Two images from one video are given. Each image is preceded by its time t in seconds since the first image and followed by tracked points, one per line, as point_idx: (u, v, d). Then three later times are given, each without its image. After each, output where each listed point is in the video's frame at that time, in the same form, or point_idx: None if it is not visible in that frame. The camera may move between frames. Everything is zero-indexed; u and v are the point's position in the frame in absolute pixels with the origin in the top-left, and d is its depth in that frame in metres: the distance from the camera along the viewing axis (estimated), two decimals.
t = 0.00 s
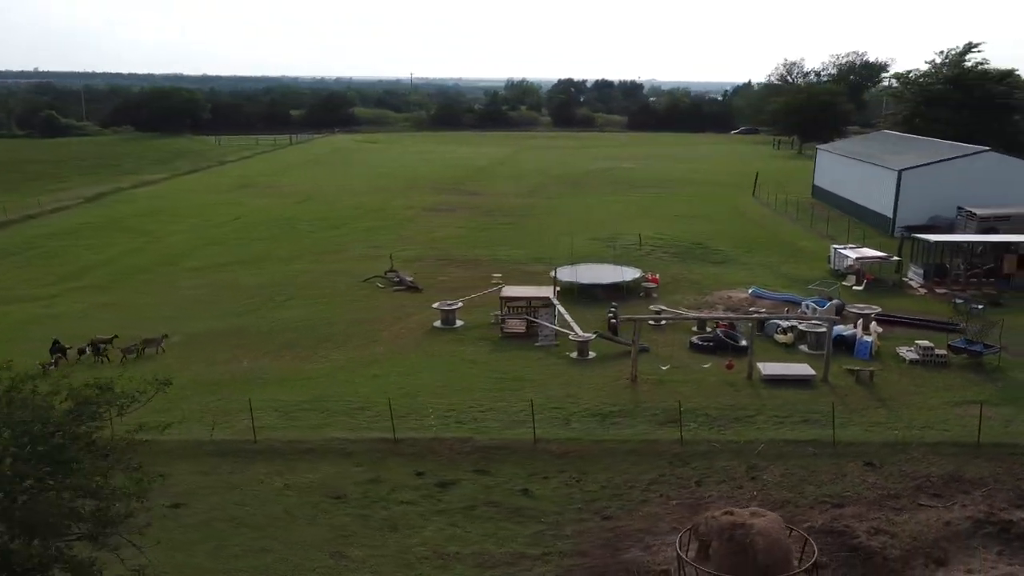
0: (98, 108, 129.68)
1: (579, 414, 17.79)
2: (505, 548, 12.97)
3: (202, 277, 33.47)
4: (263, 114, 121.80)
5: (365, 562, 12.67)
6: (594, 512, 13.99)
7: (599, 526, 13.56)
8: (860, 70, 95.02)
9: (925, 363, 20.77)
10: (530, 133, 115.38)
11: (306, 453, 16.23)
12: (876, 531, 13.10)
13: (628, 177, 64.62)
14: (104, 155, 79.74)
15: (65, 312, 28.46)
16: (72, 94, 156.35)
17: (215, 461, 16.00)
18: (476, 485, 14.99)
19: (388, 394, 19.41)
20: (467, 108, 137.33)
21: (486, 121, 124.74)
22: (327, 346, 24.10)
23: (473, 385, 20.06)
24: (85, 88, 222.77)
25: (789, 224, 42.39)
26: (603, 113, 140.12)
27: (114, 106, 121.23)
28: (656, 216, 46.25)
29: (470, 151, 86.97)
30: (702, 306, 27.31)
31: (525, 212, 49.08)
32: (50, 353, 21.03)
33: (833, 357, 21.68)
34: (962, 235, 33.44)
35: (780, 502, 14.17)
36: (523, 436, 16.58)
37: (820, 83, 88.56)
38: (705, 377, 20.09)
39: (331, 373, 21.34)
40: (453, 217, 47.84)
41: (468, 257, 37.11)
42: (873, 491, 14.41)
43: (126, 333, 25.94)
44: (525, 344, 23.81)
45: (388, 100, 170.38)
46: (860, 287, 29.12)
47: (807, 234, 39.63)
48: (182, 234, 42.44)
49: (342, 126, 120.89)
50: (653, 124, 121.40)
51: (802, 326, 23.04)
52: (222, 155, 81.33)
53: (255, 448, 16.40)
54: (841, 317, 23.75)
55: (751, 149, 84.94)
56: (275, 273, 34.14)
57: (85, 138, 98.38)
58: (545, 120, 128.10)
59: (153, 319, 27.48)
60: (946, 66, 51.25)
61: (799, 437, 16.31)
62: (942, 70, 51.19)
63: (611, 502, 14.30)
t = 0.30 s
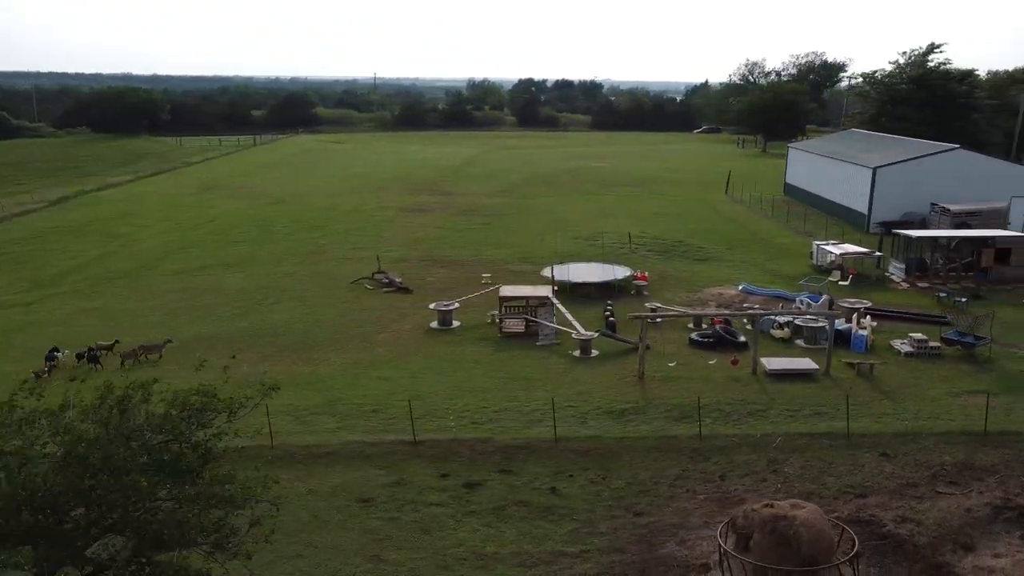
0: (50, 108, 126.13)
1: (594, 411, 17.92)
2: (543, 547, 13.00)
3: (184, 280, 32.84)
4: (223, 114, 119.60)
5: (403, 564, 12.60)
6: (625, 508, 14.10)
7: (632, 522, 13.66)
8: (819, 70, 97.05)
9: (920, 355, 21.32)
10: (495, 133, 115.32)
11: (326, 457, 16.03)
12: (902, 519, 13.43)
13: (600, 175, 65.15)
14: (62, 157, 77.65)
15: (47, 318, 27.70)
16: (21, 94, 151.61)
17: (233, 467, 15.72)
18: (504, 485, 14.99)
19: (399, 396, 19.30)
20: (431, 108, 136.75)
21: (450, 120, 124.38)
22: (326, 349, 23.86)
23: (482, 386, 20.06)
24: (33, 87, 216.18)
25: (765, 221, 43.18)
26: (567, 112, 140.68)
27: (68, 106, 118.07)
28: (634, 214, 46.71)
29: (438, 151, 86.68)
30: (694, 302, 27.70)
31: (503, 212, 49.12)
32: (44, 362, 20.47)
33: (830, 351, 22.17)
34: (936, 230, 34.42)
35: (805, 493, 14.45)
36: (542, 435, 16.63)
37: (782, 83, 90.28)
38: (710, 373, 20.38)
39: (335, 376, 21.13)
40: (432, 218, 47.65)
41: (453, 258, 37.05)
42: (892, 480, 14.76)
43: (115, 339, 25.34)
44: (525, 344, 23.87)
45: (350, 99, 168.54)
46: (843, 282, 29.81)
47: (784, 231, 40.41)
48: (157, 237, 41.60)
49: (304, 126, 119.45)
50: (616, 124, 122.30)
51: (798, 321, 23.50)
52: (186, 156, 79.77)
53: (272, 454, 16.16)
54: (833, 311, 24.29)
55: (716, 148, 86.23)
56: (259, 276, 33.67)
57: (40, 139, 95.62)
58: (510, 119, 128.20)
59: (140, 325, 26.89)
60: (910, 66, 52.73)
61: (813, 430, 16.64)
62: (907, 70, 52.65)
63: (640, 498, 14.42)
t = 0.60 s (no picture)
0: None
1: (609, 409, 18.10)
2: (581, 545, 13.09)
3: (166, 284, 32.23)
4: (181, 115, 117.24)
5: (445, 565, 12.61)
6: (655, 504, 14.29)
7: (665, 518, 13.86)
8: (779, 69, 98.88)
9: (913, 347, 21.93)
10: (460, 133, 115.08)
11: (347, 461, 15.92)
12: (925, 506, 13.85)
13: (572, 175, 65.55)
14: (18, 159, 75.43)
15: (29, 324, 26.97)
16: None
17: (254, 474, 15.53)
18: (531, 484, 15.07)
19: (410, 397, 19.25)
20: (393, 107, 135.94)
21: (414, 120, 123.74)
22: (326, 351, 23.61)
23: (492, 386, 20.07)
24: None
25: (741, 219, 43.95)
26: (530, 112, 141.06)
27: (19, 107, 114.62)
28: (611, 212, 47.14)
29: (406, 151, 86.28)
30: (685, 299, 28.10)
31: (481, 212, 49.11)
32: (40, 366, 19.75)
33: (826, 345, 22.70)
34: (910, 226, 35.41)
35: (827, 484, 14.80)
36: (562, 433, 16.76)
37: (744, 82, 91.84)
38: (715, 368, 20.72)
39: (341, 379, 20.95)
40: (410, 219, 47.41)
41: (437, 258, 36.96)
42: (909, 468, 15.20)
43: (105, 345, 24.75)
44: (526, 343, 23.96)
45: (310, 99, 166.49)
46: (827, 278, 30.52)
47: (761, 228, 41.20)
48: (131, 240, 40.73)
49: (265, 127, 117.74)
50: (580, 123, 123.00)
51: (792, 316, 24.00)
52: (148, 158, 78.15)
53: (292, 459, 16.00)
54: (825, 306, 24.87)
55: (682, 147, 87.39)
56: (243, 279, 33.16)
57: None
58: (473, 118, 128.04)
59: (128, 330, 26.27)
60: (874, 66, 54.22)
61: (825, 422, 17.05)
62: (871, 70, 54.11)
63: (668, 493, 14.63)
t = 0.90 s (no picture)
0: None
1: (623, 406, 18.30)
2: (618, 540, 13.23)
3: (148, 289, 31.56)
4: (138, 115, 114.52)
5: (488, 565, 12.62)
6: (684, 498, 14.52)
7: (696, 511, 14.09)
8: (740, 69, 100.53)
9: (905, 340, 22.56)
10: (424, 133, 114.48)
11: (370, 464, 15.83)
12: (944, 493, 14.31)
13: (543, 174, 65.78)
14: None
15: (11, 331, 26.19)
16: None
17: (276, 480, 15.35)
18: (559, 481, 15.16)
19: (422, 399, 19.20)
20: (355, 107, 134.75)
21: (377, 120, 122.75)
22: (327, 355, 23.40)
23: (503, 386, 20.12)
24: None
25: (717, 216, 44.64)
26: (493, 111, 141.03)
27: None
28: (589, 211, 47.49)
29: (372, 151, 85.63)
30: (676, 296, 28.46)
31: (458, 212, 48.99)
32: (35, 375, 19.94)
33: (821, 339, 23.22)
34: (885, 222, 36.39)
35: (847, 473, 15.19)
36: (582, 430, 16.90)
37: (706, 82, 93.22)
38: (718, 363, 21.07)
39: (348, 382, 20.80)
40: (387, 220, 47.09)
41: (421, 259, 36.79)
42: (923, 457, 15.67)
43: (96, 351, 24.20)
44: (527, 343, 24.03)
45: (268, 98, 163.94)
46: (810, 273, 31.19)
47: (737, 225, 41.93)
48: (103, 244, 39.75)
49: (224, 128, 115.62)
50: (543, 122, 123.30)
51: (786, 311, 24.48)
52: (108, 159, 76.24)
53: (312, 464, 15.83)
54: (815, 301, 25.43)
55: (648, 146, 88.31)
56: (227, 282, 32.64)
57: None
58: (436, 118, 127.54)
59: (117, 336, 25.71)
60: (839, 66, 55.54)
61: (836, 414, 17.47)
62: (836, 69, 55.44)
63: (695, 487, 14.86)
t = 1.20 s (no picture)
0: None
1: (638, 402, 18.50)
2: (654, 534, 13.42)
3: (128, 293, 30.78)
4: (90, 115, 111.35)
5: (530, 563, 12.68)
6: (710, 491, 14.75)
7: (725, 503, 14.34)
8: (701, 69, 101.91)
9: (896, 332, 23.18)
10: (387, 133, 113.48)
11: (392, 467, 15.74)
12: (960, 479, 14.78)
13: (514, 173, 65.86)
14: None
15: None
16: None
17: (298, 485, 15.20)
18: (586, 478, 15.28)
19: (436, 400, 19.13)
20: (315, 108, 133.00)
21: (339, 120, 121.36)
22: (328, 357, 23.16)
23: (513, 385, 20.16)
24: None
25: (693, 214, 45.26)
26: (455, 111, 140.53)
27: None
28: (566, 210, 47.74)
29: (337, 151, 84.69)
30: (667, 293, 28.79)
31: (434, 213, 48.77)
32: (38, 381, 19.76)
33: (815, 333, 23.73)
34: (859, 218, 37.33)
35: (865, 463, 15.58)
36: (602, 428, 17.02)
37: (669, 82, 94.40)
38: (720, 358, 21.39)
39: (354, 386, 20.63)
40: (364, 221, 46.69)
41: (405, 260, 36.57)
42: (934, 446, 16.15)
43: (86, 357, 23.58)
44: (527, 341, 24.09)
45: (224, 98, 160.68)
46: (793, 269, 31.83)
47: (714, 223, 42.58)
48: (73, 248, 38.65)
49: (180, 128, 113.08)
50: (506, 123, 123.58)
51: (779, 306, 24.94)
52: (65, 161, 74.05)
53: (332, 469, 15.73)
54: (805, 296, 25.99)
55: (614, 146, 89.01)
56: (210, 285, 32.04)
57: None
58: (398, 118, 126.75)
59: (105, 341, 25.08)
60: (804, 66, 56.79)
61: (844, 405, 17.89)
62: (801, 70, 56.66)
63: (720, 480, 15.12)
